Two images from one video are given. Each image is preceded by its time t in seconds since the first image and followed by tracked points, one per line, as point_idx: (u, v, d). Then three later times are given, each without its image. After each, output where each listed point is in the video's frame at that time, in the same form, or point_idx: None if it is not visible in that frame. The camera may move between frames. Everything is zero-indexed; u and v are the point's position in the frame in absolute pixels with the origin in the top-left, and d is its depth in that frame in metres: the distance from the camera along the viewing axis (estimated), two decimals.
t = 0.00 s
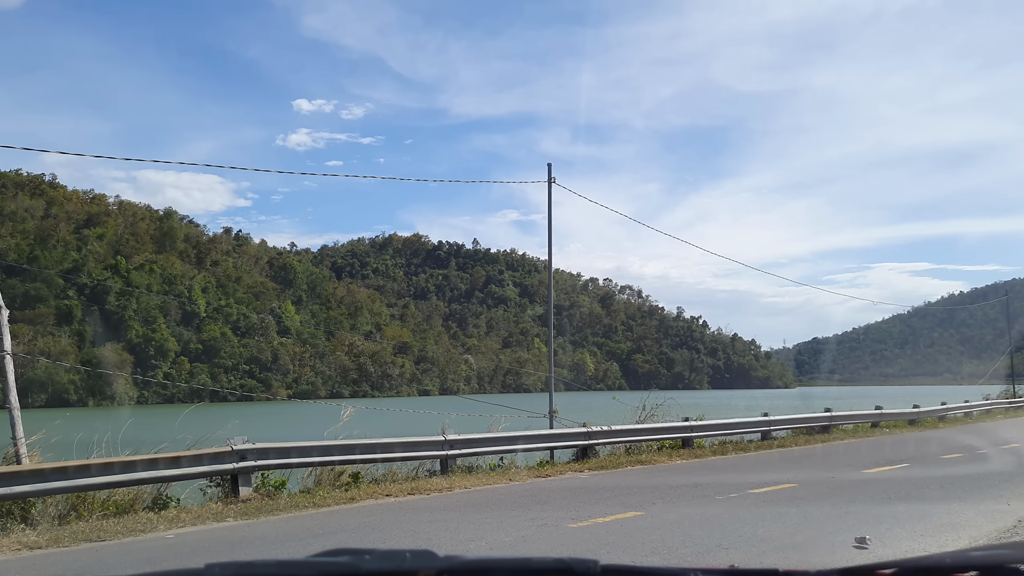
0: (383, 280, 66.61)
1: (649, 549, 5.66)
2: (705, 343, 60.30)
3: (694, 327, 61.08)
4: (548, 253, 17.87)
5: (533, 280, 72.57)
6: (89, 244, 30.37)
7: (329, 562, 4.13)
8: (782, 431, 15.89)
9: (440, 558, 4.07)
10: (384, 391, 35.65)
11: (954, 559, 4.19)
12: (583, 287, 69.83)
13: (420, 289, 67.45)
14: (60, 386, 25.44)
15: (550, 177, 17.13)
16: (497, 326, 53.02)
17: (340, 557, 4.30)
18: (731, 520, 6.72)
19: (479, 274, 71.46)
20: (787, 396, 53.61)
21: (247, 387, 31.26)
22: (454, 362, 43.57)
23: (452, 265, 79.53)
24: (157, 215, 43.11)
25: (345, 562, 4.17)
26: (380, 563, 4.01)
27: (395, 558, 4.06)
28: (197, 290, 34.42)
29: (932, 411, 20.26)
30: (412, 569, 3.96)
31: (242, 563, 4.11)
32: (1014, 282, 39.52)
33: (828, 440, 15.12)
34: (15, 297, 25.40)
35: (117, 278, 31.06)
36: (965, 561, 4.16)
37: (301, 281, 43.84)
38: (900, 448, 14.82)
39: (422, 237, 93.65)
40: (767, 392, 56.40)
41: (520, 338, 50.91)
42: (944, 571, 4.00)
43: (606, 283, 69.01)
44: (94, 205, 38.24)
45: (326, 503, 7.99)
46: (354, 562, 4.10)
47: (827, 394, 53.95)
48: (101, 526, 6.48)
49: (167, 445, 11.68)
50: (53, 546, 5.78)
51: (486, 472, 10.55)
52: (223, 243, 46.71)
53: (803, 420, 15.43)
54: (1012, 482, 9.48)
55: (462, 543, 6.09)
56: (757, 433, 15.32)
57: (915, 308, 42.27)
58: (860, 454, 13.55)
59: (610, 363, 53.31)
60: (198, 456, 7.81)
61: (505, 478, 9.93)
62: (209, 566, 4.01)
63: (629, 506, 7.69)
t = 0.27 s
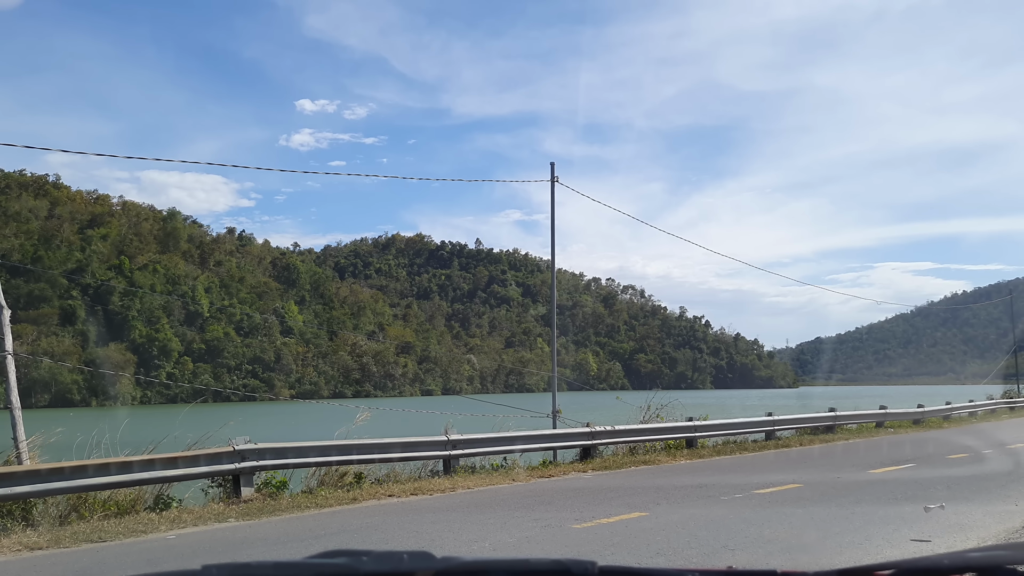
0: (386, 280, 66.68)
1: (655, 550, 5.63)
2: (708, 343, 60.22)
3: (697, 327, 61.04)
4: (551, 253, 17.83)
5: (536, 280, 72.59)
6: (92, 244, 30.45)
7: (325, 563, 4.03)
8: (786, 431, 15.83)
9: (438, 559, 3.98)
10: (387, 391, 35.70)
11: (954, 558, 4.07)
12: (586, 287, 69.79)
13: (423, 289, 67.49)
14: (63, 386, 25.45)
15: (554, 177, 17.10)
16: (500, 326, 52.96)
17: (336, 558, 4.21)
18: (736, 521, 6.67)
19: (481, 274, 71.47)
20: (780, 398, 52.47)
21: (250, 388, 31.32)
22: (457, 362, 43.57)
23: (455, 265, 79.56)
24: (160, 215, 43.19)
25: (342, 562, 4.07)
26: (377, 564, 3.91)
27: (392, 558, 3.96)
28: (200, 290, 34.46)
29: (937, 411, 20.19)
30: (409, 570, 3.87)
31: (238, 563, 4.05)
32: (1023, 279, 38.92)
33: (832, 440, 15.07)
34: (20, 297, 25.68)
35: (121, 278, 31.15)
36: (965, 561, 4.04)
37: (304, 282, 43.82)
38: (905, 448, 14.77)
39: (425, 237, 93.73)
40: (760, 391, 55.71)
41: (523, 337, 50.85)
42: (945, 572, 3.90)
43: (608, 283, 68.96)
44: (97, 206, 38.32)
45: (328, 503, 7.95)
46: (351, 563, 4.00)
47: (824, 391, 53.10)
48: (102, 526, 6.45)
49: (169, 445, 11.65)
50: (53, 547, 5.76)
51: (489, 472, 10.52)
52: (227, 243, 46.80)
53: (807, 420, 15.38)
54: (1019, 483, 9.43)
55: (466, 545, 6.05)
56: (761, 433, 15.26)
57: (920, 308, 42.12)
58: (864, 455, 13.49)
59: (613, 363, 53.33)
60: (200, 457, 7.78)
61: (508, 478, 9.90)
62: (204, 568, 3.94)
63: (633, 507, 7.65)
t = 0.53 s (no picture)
0: (391, 280, 66.73)
1: (664, 551, 5.59)
2: (714, 343, 60.07)
3: (703, 327, 60.88)
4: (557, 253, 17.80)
5: (541, 280, 72.51)
6: (99, 245, 30.55)
7: (326, 564, 4.03)
8: (794, 431, 15.76)
9: (438, 560, 3.99)
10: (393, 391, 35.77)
11: (953, 559, 4.07)
12: (592, 287, 69.67)
13: (428, 289, 67.52)
14: (71, 387, 25.58)
15: (559, 177, 17.04)
16: (505, 326, 52.92)
17: (337, 559, 4.19)
18: (745, 522, 6.63)
19: (487, 274, 71.47)
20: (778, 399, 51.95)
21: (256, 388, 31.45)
22: (463, 363, 43.58)
23: (460, 265, 79.58)
24: (167, 216, 43.31)
25: (343, 563, 4.05)
26: (378, 565, 3.89)
27: (393, 559, 3.96)
28: (206, 291, 34.54)
29: (945, 411, 20.07)
30: (409, 571, 3.87)
31: (238, 565, 4.06)
32: None
33: (840, 440, 14.98)
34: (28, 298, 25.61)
35: (127, 278, 31.29)
36: (965, 562, 4.03)
37: (309, 282, 43.85)
38: (913, 448, 14.68)
39: (430, 237, 93.77)
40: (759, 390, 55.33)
41: (529, 337, 50.79)
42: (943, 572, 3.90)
43: (614, 283, 68.89)
44: (104, 206, 38.43)
45: (334, 504, 7.92)
46: (352, 564, 3.97)
47: (822, 395, 53.74)
48: (108, 527, 6.44)
49: (175, 445, 11.65)
50: (59, 547, 5.75)
51: (495, 472, 10.49)
52: (233, 244, 46.90)
53: (814, 420, 15.31)
54: None
55: (473, 545, 6.02)
56: (768, 433, 15.20)
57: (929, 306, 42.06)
58: (873, 454, 13.42)
59: (619, 363, 53.27)
60: (206, 457, 7.77)
61: (514, 479, 9.85)
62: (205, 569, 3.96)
63: (641, 507, 7.61)
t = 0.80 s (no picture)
0: (397, 280, 66.76)
1: (672, 553, 5.54)
2: (720, 343, 59.87)
3: (709, 327, 60.67)
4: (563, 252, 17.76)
5: (546, 280, 72.44)
6: (105, 245, 30.61)
7: (328, 564, 4.04)
8: (801, 431, 15.69)
9: (439, 560, 4.00)
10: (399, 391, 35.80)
11: (957, 559, 4.05)
12: (597, 287, 69.53)
13: (434, 289, 67.52)
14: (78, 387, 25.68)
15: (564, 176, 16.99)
16: (511, 326, 52.86)
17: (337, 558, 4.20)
18: (754, 523, 6.58)
19: (492, 274, 71.45)
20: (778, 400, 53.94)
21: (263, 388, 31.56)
22: (468, 362, 43.58)
23: (466, 265, 79.57)
24: (173, 216, 43.39)
25: (343, 563, 4.06)
26: (380, 564, 3.91)
27: (395, 559, 3.97)
28: (212, 291, 34.58)
29: (954, 411, 19.93)
30: (411, 571, 3.88)
31: (240, 565, 4.08)
32: None
33: (848, 439, 14.89)
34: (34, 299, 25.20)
35: (134, 279, 31.45)
36: (968, 561, 4.02)
37: (315, 282, 43.89)
38: (922, 448, 14.60)
39: (436, 237, 93.79)
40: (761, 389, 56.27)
41: (535, 337, 50.73)
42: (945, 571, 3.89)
43: (619, 283, 68.79)
44: (111, 207, 38.50)
45: (340, 505, 7.89)
46: (354, 564, 3.98)
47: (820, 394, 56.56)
48: (113, 528, 6.42)
49: (180, 445, 11.65)
50: (63, 548, 5.74)
51: (502, 472, 10.46)
52: (239, 244, 46.98)
53: (821, 420, 15.23)
54: None
55: (480, 546, 5.98)
56: (776, 433, 15.12)
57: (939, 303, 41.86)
58: (881, 453, 13.36)
59: (624, 362, 53.20)
60: (211, 458, 7.75)
61: (520, 479, 9.80)
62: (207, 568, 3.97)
63: (650, 508, 7.55)
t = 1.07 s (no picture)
0: (402, 280, 66.83)
1: (680, 555, 5.48)
2: (726, 343, 59.75)
3: (715, 327, 60.54)
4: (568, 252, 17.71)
5: (552, 279, 72.42)
6: (112, 246, 30.69)
7: (329, 564, 4.05)
8: (808, 431, 15.61)
9: (441, 560, 4.01)
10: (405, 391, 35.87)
11: (958, 559, 4.07)
12: (602, 287, 69.46)
13: (439, 289, 67.59)
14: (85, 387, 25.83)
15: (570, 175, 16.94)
16: (516, 326, 52.86)
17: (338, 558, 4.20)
18: (763, 524, 6.50)
19: (497, 274, 71.45)
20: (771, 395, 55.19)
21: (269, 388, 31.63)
22: (474, 362, 43.56)
23: (471, 265, 79.62)
24: (179, 217, 43.53)
25: (345, 563, 4.06)
26: (381, 564, 3.91)
27: (395, 558, 3.99)
28: (218, 291, 34.64)
29: (961, 410, 19.84)
30: (412, 570, 3.89)
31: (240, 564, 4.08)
32: None
33: (855, 439, 14.81)
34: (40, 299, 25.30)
35: (141, 280, 31.36)
36: (969, 562, 4.04)
37: (321, 282, 43.93)
38: (929, 448, 14.53)
39: (441, 237, 93.89)
40: (764, 389, 56.58)
41: (540, 337, 50.62)
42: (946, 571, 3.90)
43: (625, 283, 68.69)
44: (117, 208, 38.62)
45: (345, 505, 7.86)
46: (355, 564, 3.98)
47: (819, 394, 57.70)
48: (117, 529, 6.39)
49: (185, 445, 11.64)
50: (67, 549, 5.72)
51: (507, 473, 10.42)
52: (245, 245, 47.10)
53: (829, 420, 15.16)
54: None
55: (486, 548, 5.92)
56: (783, 433, 15.05)
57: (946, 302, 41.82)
58: (889, 454, 13.27)
59: (629, 362, 53.19)
60: (215, 458, 7.72)
61: (526, 480, 9.75)
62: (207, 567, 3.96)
63: (657, 509, 7.48)
